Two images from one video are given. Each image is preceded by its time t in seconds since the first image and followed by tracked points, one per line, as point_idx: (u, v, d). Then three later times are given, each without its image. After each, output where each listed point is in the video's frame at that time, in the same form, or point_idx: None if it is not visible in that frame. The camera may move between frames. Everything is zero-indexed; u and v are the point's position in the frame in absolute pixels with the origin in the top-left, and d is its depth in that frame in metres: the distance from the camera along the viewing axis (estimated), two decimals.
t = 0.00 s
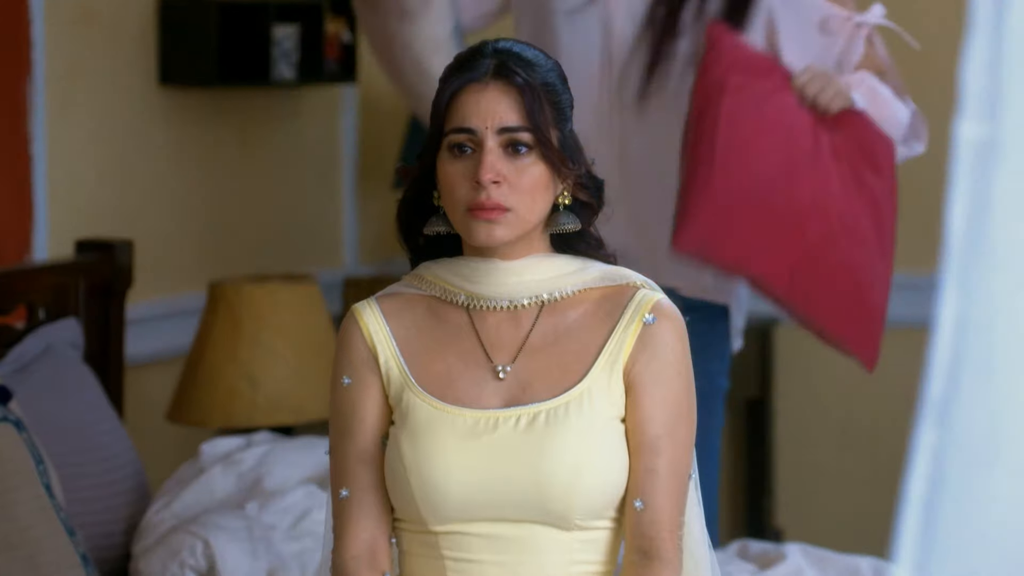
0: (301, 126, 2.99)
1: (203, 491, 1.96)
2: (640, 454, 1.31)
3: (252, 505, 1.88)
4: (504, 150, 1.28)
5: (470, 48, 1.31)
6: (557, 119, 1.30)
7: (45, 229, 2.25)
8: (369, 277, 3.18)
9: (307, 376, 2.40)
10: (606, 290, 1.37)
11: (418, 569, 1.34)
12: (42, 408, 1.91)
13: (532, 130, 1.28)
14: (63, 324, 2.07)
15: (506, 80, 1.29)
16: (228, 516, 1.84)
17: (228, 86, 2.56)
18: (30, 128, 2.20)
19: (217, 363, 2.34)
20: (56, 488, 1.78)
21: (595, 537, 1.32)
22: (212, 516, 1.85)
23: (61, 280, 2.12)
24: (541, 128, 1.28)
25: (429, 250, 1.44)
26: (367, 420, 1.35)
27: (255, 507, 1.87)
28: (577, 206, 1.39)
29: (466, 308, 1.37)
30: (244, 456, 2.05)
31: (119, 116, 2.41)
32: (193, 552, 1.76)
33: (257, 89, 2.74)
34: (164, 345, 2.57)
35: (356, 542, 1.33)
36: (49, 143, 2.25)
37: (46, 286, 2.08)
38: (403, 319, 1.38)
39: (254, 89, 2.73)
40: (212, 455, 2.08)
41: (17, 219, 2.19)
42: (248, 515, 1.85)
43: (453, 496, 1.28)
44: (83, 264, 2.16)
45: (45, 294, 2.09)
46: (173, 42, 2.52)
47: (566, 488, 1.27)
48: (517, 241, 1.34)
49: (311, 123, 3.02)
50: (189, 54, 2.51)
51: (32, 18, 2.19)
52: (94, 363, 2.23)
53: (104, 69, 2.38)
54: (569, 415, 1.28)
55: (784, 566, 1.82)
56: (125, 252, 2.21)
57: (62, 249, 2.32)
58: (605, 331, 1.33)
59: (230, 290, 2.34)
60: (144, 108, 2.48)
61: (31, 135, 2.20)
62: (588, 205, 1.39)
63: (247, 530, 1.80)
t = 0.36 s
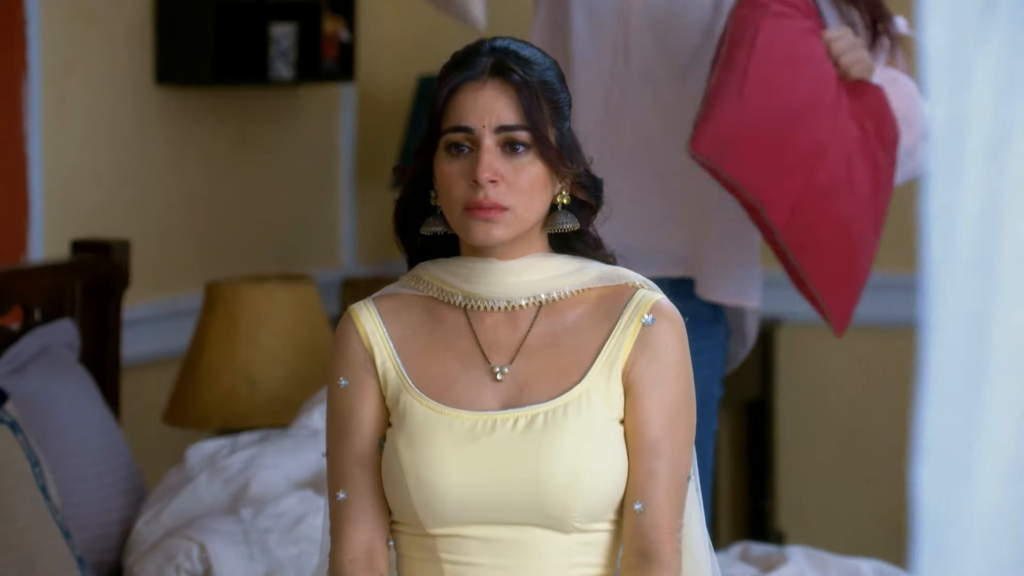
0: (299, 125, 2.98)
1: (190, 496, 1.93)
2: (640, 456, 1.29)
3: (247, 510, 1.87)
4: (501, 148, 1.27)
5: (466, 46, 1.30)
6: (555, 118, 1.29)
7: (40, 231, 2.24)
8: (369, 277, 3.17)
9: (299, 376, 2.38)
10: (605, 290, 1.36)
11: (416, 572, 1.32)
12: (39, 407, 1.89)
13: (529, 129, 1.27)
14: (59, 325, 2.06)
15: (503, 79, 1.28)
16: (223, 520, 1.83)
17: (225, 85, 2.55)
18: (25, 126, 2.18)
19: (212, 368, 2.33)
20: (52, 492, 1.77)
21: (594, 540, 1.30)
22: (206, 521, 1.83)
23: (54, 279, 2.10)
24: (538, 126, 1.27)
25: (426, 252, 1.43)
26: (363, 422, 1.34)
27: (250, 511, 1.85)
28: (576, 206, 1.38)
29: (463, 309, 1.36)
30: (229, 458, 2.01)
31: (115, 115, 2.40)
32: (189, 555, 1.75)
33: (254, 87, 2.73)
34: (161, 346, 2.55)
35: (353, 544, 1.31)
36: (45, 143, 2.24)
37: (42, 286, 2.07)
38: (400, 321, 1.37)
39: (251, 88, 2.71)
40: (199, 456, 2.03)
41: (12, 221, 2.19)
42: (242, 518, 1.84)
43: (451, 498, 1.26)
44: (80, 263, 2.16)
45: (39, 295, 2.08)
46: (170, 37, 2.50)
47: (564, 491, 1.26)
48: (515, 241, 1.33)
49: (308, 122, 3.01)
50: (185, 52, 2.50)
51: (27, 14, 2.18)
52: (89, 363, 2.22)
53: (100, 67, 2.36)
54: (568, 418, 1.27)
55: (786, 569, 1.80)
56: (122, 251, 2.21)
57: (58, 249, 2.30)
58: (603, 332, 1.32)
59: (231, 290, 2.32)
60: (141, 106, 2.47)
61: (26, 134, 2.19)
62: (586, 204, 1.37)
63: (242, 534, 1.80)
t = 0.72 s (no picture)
0: (298, 126, 2.97)
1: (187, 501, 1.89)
2: (642, 457, 1.28)
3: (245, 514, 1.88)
4: (500, 147, 1.26)
5: (465, 45, 1.29)
6: (554, 117, 1.28)
7: (37, 231, 2.23)
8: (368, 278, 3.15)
9: (292, 371, 2.36)
10: (604, 290, 1.34)
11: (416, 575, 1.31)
12: (37, 409, 1.88)
13: (529, 127, 1.26)
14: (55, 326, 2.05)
15: (502, 77, 1.27)
16: (220, 521, 1.83)
17: (224, 83, 2.54)
18: (23, 126, 2.18)
19: (210, 368, 2.32)
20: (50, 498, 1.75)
21: (596, 542, 1.29)
22: (203, 523, 1.83)
23: (52, 279, 2.09)
24: (537, 124, 1.26)
25: (424, 252, 1.42)
26: (362, 424, 1.33)
27: (248, 515, 1.87)
28: (576, 205, 1.37)
29: (462, 309, 1.35)
30: (222, 465, 2.00)
31: (115, 114, 2.39)
32: (185, 558, 1.73)
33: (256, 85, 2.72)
34: (157, 346, 2.54)
35: (353, 547, 1.31)
36: (43, 141, 2.23)
37: (40, 286, 2.06)
38: (398, 322, 1.36)
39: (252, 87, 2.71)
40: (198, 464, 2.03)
41: (10, 220, 2.17)
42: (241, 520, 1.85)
43: (452, 501, 1.25)
44: (77, 263, 2.15)
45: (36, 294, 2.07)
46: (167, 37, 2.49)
47: (565, 493, 1.24)
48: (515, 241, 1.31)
49: (306, 122, 3.00)
50: (184, 50, 2.49)
51: (24, 13, 2.17)
52: (87, 364, 2.21)
53: (98, 66, 2.35)
54: (568, 419, 1.25)
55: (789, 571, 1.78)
56: (120, 252, 2.19)
57: (55, 248, 2.29)
58: (604, 332, 1.31)
59: (231, 291, 2.31)
60: (140, 105, 2.46)
61: (24, 132, 2.18)
62: (586, 203, 1.36)
63: (239, 535, 1.79)
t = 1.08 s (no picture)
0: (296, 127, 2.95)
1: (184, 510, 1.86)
2: (644, 461, 1.27)
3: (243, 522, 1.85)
4: (501, 147, 1.24)
5: (465, 43, 1.28)
6: (556, 116, 1.27)
7: (32, 231, 2.22)
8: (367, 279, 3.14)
9: (289, 373, 2.34)
10: (606, 292, 1.33)
11: None
12: (29, 414, 1.87)
13: (530, 127, 1.25)
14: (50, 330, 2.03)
15: (503, 76, 1.25)
16: (216, 527, 1.81)
17: (222, 83, 2.53)
18: (19, 125, 2.16)
19: (208, 371, 2.30)
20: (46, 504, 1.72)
21: (597, 547, 1.28)
22: (199, 528, 1.81)
23: (49, 280, 2.07)
24: (539, 124, 1.25)
25: (422, 254, 1.40)
26: (361, 427, 1.31)
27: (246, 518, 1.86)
28: (577, 205, 1.35)
29: (462, 311, 1.33)
30: (218, 480, 1.98)
31: (111, 117, 2.38)
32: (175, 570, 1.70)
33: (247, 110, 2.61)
34: (154, 347, 2.53)
35: (352, 550, 1.29)
36: (39, 140, 2.22)
37: (37, 287, 2.04)
38: (397, 324, 1.34)
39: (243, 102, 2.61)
40: (213, 475, 2.00)
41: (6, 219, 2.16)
42: (238, 524, 1.83)
43: (452, 505, 1.24)
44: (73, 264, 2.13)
45: (31, 296, 2.05)
46: (163, 37, 2.47)
47: (566, 497, 1.23)
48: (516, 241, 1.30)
49: (304, 122, 2.99)
50: (182, 50, 2.47)
51: (21, 12, 2.16)
52: (83, 365, 2.19)
53: (94, 66, 2.34)
54: (570, 422, 1.24)
55: None
56: (117, 253, 2.17)
57: (50, 248, 2.28)
58: (606, 334, 1.30)
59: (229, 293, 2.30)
60: (137, 105, 2.44)
61: (21, 133, 2.17)
62: (588, 204, 1.35)
63: (234, 540, 1.78)
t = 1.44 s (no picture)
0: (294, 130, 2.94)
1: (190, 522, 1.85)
2: (646, 465, 1.26)
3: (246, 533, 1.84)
4: (501, 149, 1.23)
5: (465, 44, 1.27)
6: (556, 117, 1.26)
7: (28, 233, 2.20)
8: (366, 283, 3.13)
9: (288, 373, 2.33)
10: (607, 295, 1.32)
11: None
12: (34, 414, 1.86)
13: (530, 129, 1.24)
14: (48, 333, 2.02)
15: (503, 78, 1.24)
16: (218, 536, 1.79)
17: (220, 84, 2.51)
18: (17, 125, 2.15)
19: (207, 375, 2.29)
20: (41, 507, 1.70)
21: (599, 552, 1.27)
22: (200, 537, 1.79)
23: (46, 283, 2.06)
24: (539, 126, 1.24)
25: (424, 257, 1.39)
26: (360, 432, 1.30)
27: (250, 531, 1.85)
28: (578, 207, 1.34)
29: (462, 314, 1.32)
30: (219, 498, 1.96)
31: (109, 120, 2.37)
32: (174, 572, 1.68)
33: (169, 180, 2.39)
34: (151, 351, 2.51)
35: (351, 556, 1.28)
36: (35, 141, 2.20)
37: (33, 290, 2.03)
38: (397, 327, 1.33)
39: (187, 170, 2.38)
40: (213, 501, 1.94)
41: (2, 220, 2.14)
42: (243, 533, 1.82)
43: (453, 510, 1.22)
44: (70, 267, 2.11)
45: (27, 299, 2.04)
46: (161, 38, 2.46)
47: (568, 502, 1.22)
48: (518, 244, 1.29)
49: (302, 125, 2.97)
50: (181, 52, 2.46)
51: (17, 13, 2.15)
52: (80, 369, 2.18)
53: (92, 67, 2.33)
54: (571, 426, 1.23)
55: None
56: (113, 255, 2.16)
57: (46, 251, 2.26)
58: (608, 338, 1.28)
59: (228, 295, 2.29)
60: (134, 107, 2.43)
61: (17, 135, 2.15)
62: (588, 205, 1.34)
63: (236, 549, 1.77)
